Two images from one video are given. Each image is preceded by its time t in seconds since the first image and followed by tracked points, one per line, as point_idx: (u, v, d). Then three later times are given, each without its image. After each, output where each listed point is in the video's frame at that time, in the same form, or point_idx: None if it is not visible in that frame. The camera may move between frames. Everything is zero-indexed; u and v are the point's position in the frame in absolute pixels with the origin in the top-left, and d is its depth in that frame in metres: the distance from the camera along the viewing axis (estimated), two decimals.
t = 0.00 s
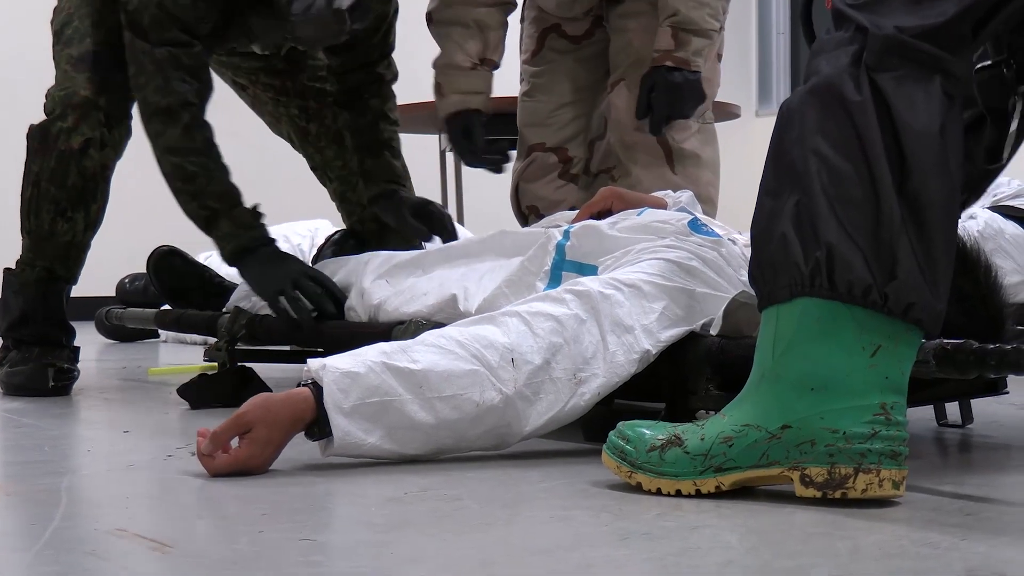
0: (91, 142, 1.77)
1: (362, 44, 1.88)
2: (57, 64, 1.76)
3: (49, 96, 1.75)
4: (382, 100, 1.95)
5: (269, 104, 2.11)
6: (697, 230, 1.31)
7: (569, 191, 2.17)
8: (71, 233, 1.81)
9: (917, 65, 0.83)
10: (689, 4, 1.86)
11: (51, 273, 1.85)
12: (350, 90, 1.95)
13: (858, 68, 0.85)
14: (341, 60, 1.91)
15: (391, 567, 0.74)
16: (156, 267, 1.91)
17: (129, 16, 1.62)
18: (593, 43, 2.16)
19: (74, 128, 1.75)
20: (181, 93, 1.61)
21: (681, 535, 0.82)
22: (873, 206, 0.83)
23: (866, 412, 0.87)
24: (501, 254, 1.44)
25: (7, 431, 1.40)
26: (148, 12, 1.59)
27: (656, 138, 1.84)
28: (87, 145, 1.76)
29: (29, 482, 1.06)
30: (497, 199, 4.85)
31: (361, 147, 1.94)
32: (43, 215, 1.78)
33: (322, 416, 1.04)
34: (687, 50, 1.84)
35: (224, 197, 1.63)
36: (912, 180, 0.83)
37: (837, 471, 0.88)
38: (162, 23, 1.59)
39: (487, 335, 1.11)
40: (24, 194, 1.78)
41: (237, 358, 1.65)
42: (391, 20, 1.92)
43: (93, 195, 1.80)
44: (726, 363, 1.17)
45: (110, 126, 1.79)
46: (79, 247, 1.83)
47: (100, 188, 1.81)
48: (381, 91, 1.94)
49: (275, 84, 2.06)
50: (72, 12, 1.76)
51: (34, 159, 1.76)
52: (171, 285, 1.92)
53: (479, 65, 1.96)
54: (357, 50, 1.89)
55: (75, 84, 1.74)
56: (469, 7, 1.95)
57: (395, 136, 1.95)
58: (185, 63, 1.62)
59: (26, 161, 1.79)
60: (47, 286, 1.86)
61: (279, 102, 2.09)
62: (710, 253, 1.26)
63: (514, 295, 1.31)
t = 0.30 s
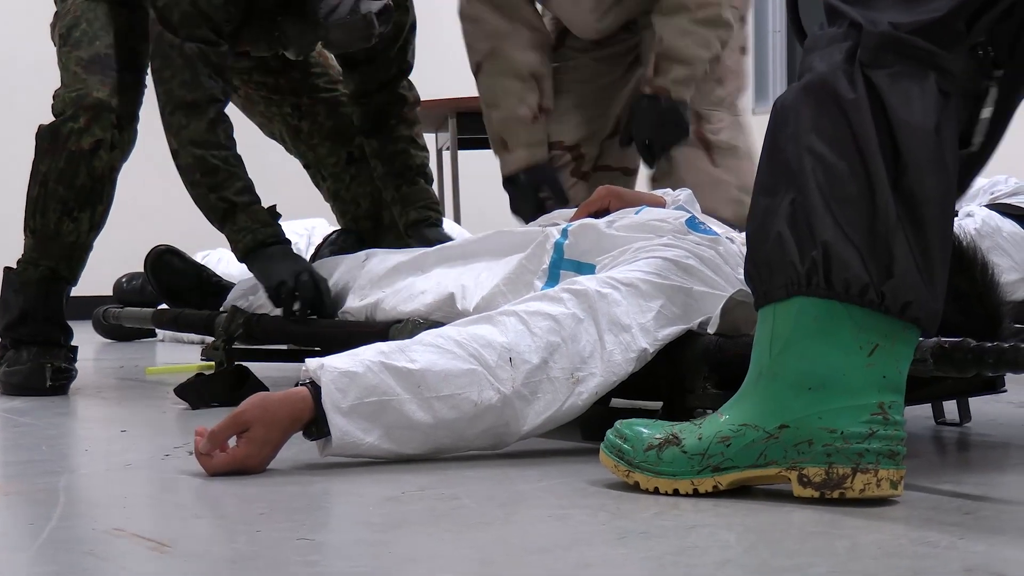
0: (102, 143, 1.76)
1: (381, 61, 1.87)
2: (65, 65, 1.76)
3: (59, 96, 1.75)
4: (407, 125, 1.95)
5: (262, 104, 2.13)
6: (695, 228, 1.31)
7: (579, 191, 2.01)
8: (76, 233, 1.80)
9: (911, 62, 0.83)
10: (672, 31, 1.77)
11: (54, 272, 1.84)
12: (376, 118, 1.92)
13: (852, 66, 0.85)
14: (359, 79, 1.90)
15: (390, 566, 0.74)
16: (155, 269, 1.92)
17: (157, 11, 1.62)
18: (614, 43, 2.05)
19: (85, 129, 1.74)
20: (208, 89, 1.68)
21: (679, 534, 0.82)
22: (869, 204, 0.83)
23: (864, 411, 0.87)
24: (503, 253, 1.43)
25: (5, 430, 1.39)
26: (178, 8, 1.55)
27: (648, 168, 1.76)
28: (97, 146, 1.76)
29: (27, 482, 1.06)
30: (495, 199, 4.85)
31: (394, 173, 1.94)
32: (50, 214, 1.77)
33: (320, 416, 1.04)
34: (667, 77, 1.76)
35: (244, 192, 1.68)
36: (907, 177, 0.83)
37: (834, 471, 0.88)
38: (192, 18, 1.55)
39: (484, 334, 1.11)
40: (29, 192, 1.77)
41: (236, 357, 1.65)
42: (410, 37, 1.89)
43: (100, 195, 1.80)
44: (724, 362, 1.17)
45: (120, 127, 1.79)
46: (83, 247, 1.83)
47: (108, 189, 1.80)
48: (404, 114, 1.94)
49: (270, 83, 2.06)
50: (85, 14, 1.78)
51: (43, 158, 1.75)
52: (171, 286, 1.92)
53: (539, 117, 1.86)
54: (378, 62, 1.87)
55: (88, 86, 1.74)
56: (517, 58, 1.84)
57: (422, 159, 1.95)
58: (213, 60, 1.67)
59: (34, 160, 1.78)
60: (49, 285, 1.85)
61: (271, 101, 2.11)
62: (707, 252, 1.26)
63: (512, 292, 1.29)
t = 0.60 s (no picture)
0: (98, 138, 1.76)
1: (373, 48, 1.87)
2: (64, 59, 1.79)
3: (57, 92, 1.77)
4: (395, 122, 1.94)
5: (264, 99, 2.12)
6: (694, 229, 1.31)
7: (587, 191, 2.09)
8: (72, 228, 1.80)
9: (912, 63, 0.83)
10: (676, 80, 1.77)
11: (50, 267, 1.84)
12: (363, 110, 1.91)
13: (853, 66, 0.85)
14: (351, 66, 1.89)
15: (388, 566, 0.74)
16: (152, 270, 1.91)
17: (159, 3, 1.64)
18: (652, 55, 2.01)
19: (81, 124, 1.75)
20: (198, 83, 1.67)
21: (677, 534, 0.82)
22: (869, 205, 0.83)
23: (863, 413, 0.87)
24: (500, 251, 1.44)
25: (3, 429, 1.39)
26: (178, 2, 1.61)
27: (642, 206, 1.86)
28: (93, 141, 1.76)
29: (24, 481, 1.06)
30: (493, 198, 4.85)
31: (381, 171, 1.93)
32: (46, 209, 1.77)
33: (319, 416, 1.04)
34: (667, 127, 1.79)
35: (212, 190, 1.68)
36: (908, 178, 0.83)
37: (832, 473, 0.88)
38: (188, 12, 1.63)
39: (483, 334, 1.10)
40: (26, 187, 1.77)
41: (233, 357, 1.65)
42: (403, 29, 1.91)
43: (96, 191, 1.79)
44: (723, 363, 1.17)
45: (115, 123, 1.79)
46: (79, 243, 1.82)
47: (104, 184, 1.80)
48: (393, 110, 1.93)
49: (272, 78, 2.06)
50: (86, 9, 1.80)
51: (39, 153, 1.75)
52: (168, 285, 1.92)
53: (575, 184, 2.01)
54: (367, 50, 1.87)
55: (85, 80, 1.76)
56: (563, 123, 1.98)
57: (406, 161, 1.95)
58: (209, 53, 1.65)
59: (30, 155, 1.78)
60: (47, 281, 1.85)
61: (274, 97, 2.10)
62: (706, 253, 1.26)
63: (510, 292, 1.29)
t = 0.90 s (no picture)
0: (88, 136, 1.77)
1: (367, 51, 1.87)
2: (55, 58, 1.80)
3: (47, 90, 1.77)
4: (389, 128, 1.94)
5: (260, 100, 2.12)
6: (692, 229, 1.31)
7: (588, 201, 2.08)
8: (65, 226, 1.79)
9: (906, 62, 0.83)
10: (684, 89, 1.78)
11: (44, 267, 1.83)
12: (359, 113, 1.91)
13: (847, 65, 0.85)
14: (348, 67, 1.89)
15: (384, 566, 0.74)
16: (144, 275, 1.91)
17: (143, 13, 1.66)
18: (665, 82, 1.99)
19: (70, 122, 1.75)
20: (178, 101, 1.66)
21: (675, 534, 0.82)
22: (865, 203, 0.83)
23: (860, 410, 0.87)
24: (499, 253, 1.44)
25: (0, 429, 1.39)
26: (162, 12, 1.64)
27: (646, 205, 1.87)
28: (83, 139, 1.76)
29: (20, 481, 1.06)
30: (491, 198, 4.85)
31: (372, 181, 1.94)
32: (38, 207, 1.76)
33: (316, 414, 1.04)
34: (674, 136, 1.80)
35: (177, 215, 1.69)
36: (903, 177, 0.83)
37: (830, 469, 0.88)
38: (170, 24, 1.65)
39: (479, 334, 1.11)
40: (18, 187, 1.77)
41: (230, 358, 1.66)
42: (399, 31, 1.89)
43: (88, 188, 1.79)
44: (721, 362, 1.17)
45: (106, 121, 1.80)
46: (73, 241, 1.81)
47: (96, 182, 1.80)
48: (388, 115, 1.92)
49: (269, 79, 2.07)
50: (78, 9, 1.83)
51: (30, 151, 1.75)
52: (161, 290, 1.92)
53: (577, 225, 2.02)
54: (363, 54, 1.87)
55: (75, 79, 1.77)
56: (568, 166, 1.96)
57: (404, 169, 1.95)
58: (191, 68, 1.67)
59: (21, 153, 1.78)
60: (41, 281, 1.84)
61: (270, 98, 2.10)
62: (703, 252, 1.26)
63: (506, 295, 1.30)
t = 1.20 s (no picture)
0: (78, 136, 1.77)
1: (356, 61, 1.85)
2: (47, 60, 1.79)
3: (37, 91, 1.76)
4: (376, 136, 1.96)
5: (258, 104, 2.13)
6: (692, 230, 1.31)
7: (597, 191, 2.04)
8: (60, 228, 1.80)
9: (903, 64, 0.83)
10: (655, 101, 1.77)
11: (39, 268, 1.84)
12: (346, 121, 1.94)
13: (846, 67, 0.85)
14: (335, 78, 1.88)
15: (383, 567, 0.74)
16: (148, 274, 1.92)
17: (135, 25, 1.58)
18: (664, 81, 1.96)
19: (60, 122, 1.75)
20: (184, 109, 1.60)
21: (675, 535, 0.82)
22: (864, 203, 0.83)
23: (861, 407, 0.87)
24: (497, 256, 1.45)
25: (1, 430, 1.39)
26: (156, 30, 1.55)
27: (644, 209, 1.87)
28: (74, 139, 1.76)
29: (19, 481, 1.06)
30: (491, 198, 4.84)
31: (360, 190, 1.97)
32: (32, 209, 1.76)
33: (316, 415, 1.05)
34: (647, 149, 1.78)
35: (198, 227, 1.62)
36: (902, 177, 0.83)
37: (830, 466, 0.88)
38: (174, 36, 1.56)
39: (479, 335, 1.11)
40: (11, 190, 1.77)
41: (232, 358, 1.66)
42: (387, 38, 1.87)
43: (82, 189, 1.80)
44: (721, 362, 1.17)
45: (97, 120, 1.79)
46: (68, 242, 1.83)
47: (90, 182, 1.81)
48: (375, 123, 1.94)
49: (267, 84, 2.05)
50: (69, 8, 1.81)
51: (23, 153, 1.76)
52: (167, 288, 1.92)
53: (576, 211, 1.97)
54: (354, 66, 1.85)
55: (64, 79, 1.76)
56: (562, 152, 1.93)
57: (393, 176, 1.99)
58: (191, 82, 1.61)
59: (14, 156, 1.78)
60: (37, 282, 1.84)
61: (268, 102, 2.10)
62: (703, 253, 1.26)
63: (506, 296, 1.30)
